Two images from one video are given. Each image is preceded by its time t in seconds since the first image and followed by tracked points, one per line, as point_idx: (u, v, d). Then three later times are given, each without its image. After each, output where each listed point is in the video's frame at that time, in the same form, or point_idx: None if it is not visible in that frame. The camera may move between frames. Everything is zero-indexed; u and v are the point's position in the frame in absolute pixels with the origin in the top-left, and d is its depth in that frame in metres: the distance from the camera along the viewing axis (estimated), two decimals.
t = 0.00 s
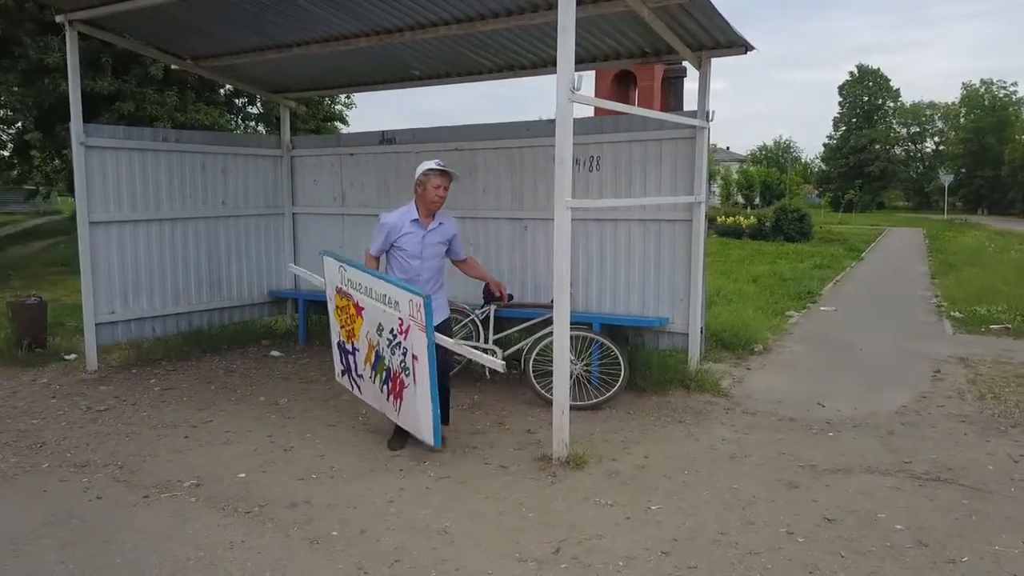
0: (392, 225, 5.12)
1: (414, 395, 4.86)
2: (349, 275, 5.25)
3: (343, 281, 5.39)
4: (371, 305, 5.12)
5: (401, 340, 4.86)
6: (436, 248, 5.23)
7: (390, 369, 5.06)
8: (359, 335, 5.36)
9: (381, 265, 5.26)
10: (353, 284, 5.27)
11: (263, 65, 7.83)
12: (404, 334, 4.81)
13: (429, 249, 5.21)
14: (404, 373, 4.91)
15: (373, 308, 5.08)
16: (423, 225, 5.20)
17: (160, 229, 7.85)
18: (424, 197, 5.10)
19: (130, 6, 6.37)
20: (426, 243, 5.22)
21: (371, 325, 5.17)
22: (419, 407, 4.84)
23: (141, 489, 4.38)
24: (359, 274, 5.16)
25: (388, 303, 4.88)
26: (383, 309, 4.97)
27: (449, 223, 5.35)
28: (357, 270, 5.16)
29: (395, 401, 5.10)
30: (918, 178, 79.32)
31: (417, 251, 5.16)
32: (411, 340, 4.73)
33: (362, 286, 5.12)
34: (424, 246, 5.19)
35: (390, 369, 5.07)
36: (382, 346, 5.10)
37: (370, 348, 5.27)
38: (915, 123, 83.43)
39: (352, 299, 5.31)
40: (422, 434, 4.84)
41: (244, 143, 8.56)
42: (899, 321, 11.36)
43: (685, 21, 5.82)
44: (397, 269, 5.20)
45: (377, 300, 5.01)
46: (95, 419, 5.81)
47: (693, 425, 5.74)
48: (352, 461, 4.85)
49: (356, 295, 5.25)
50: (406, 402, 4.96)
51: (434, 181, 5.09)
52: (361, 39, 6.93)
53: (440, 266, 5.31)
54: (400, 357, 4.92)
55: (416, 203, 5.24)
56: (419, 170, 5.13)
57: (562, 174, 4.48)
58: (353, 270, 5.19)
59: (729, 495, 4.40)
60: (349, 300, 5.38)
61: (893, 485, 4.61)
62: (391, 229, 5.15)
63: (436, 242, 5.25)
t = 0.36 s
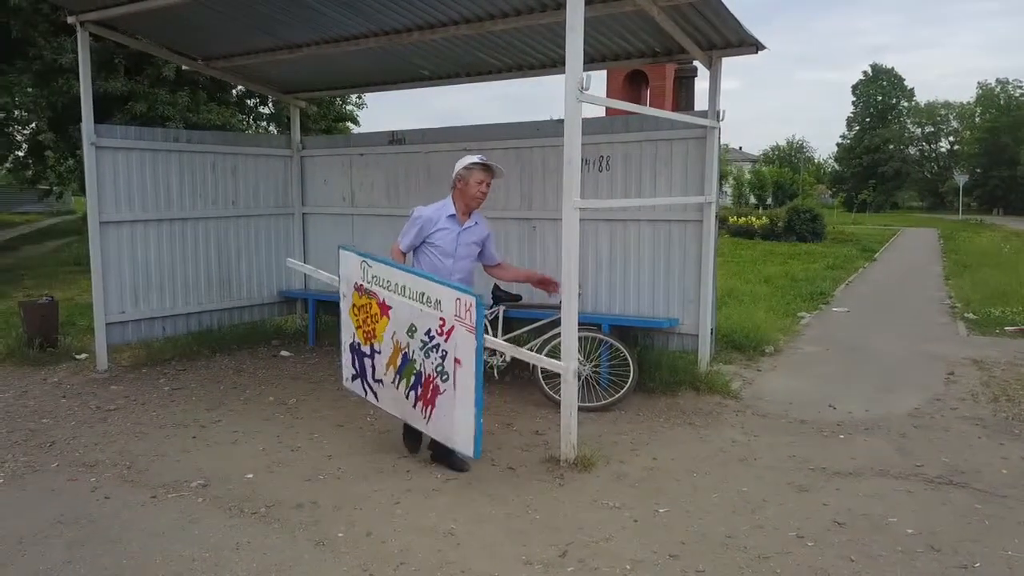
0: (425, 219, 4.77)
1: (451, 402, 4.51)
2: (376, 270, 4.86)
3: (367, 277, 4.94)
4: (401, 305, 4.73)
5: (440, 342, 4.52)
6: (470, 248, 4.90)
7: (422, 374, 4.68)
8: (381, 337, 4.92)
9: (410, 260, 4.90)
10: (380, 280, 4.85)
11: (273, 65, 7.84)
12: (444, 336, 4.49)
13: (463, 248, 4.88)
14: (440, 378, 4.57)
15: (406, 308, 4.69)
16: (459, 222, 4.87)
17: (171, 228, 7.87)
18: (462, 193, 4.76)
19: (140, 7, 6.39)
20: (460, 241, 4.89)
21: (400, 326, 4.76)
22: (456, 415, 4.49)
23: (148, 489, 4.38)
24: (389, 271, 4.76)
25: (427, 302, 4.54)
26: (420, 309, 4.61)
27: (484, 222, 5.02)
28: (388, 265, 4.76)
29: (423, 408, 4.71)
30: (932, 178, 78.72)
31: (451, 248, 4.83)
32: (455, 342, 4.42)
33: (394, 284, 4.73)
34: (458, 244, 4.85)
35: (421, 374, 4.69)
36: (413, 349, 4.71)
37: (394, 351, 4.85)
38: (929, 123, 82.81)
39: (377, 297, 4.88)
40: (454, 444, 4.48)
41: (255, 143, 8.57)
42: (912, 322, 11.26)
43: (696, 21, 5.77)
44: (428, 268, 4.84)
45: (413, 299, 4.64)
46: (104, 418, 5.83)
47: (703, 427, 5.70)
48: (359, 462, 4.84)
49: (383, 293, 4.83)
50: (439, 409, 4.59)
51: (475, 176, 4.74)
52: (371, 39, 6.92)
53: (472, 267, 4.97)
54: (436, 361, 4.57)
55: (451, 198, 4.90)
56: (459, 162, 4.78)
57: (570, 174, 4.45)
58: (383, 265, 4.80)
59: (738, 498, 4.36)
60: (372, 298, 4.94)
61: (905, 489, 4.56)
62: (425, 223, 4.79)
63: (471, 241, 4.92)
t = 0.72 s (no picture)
0: (448, 227, 4.17)
1: (500, 427, 4.10)
2: (403, 283, 4.33)
3: (391, 288, 4.39)
4: (435, 320, 4.24)
5: (486, 361, 4.13)
6: (497, 251, 4.40)
7: (460, 396, 4.22)
8: (407, 355, 4.39)
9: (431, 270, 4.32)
10: (408, 293, 4.32)
11: (277, 65, 7.84)
12: (492, 354, 4.10)
13: (490, 252, 4.37)
14: (484, 399, 4.15)
15: (442, 323, 4.21)
16: (482, 225, 4.32)
17: (174, 229, 7.88)
18: (486, 193, 4.20)
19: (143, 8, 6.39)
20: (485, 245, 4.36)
21: (433, 343, 4.27)
22: (505, 440, 4.09)
23: (148, 489, 4.38)
24: (422, 283, 4.25)
25: (471, 317, 4.11)
26: (461, 324, 4.16)
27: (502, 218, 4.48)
28: (419, 277, 4.25)
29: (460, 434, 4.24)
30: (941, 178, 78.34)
31: (479, 256, 4.31)
32: (508, 361, 4.05)
33: (427, 297, 4.23)
34: (485, 249, 4.34)
35: (459, 395, 4.22)
36: (449, 369, 4.23)
37: (424, 371, 4.33)
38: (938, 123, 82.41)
39: (404, 311, 4.35)
40: (500, 471, 4.09)
41: (259, 144, 8.57)
42: (919, 323, 11.20)
43: (700, 20, 5.73)
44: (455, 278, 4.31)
45: (453, 313, 4.17)
46: (107, 419, 5.83)
47: (705, 429, 5.67)
48: (359, 463, 4.83)
49: (412, 306, 4.31)
50: (484, 435, 4.15)
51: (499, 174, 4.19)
52: (374, 39, 6.90)
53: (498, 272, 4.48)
54: (480, 381, 4.15)
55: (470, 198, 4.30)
56: (479, 160, 4.17)
57: (571, 175, 4.42)
58: (412, 278, 4.28)
59: (740, 501, 4.33)
60: (397, 312, 4.40)
61: (909, 492, 4.52)
62: (449, 232, 4.19)
63: (495, 243, 4.39)
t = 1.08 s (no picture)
0: (491, 234, 3.97)
1: (571, 443, 3.87)
2: (446, 296, 3.96)
3: (431, 303, 4.00)
4: (488, 334, 3.90)
5: (555, 375, 3.83)
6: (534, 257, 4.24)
7: (520, 413, 3.93)
8: (452, 373, 4.02)
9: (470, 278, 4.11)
10: (454, 308, 3.95)
11: (278, 66, 7.84)
12: (563, 367, 3.81)
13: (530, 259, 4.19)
14: (551, 415, 3.88)
15: (500, 337, 3.88)
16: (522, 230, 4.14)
17: (175, 229, 7.89)
18: (527, 197, 4.03)
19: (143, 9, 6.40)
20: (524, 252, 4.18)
21: (487, 359, 3.93)
22: (578, 456, 3.86)
23: (143, 490, 4.39)
24: (473, 295, 3.90)
25: (537, 330, 3.81)
26: (525, 337, 3.84)
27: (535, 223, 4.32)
28: (469, 290, 3.91)
29: (521, 454, 3.96)
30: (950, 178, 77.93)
31: (521, 262, 4.12)
32: (581, 374, 3.79)
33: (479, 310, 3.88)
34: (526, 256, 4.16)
35: (519, 412, 3.93)
36: (507, 385, 3.92)
37: (475, 389, 3.98)
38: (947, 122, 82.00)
39: (448, 326, 3.98)
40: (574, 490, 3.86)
41: (261, 144, 8.58)
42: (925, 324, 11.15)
43: (699, 19, 5.70)
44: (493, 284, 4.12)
45: (513, 325, 3.85)
46: (105, 419, 5.85)
47: (705, 431, 5.64)
48: (355, 464, 4.82)
49: (458, 321, 3.95)
50: (552, 453, 3.90)
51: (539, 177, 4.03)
52: (374, 39, 6.90)
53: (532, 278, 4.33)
54: (546, 396, 3.87)
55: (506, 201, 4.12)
56: (519, 162, 3.98)
57: (567, 174, 4.41)
58: (460, 291, 3.92)
59: (737, 503, 4.29)
60: (438, 327, 4.01)
61: (908, 495, 4.48)
62: (494, 238, 3.99)
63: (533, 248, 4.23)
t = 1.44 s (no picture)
0: (551, 228, 3.75)
1: (636, 442, 3.84)
2: (517, 290, 3.72)
3: (498, 297, 3.74)
4: (560, 331, 3.75)
5: (630, 372, 3.78)
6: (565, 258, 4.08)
7: (587, 412, 3.83)
8: (513, 373, 3.80)
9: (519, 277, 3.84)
10: (524, 303, 3.74)
11: (275, 66, 7.84)
12: (640, 364, 3.77)
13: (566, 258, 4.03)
14: (620, 413, 3.83)
15: (575, 334, 3.75)
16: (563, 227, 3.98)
17: (173, 229, 7.89)
18: (570, 191, 3.90)
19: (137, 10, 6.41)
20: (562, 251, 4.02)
21: (557, 356, 3.77)
22: (646, 454, 3.85)
23: (131, 490, 4.39)
24: (547, 289, 3.72)
25: (614, 326, 3.74)
26: (601, 333, 3.75)
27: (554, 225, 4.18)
28: (544, 284, 3.72)
29: (583, 455, 3.85)
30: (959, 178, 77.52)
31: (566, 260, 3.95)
32: (655, 370, 3.77)
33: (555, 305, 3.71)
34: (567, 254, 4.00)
35: (584, 411, 3.83)
36: (575, 384, 3.79)
37: (538, 388, 3.80)
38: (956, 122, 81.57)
39: (515, 322, 3.75)
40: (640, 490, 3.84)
41: (259, 144, 8.58)
42: (927, 325, 11.08)
43: (693, 19, 5.67)
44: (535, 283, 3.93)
45: (590, 321, 3.74)
46: (98, 419, 5.86)
47: (697, 432, 5.61)
48: (343, 464, 4.81)
49: (528, 316, 3.74)
50: (616, 452, 3.86)
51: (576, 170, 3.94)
52: (369, 39, 6.89)
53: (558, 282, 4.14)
54: (618, 394, 3.80)
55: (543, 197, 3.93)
56: (559, 157, 3.85)
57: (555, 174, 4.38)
58: (534, 284, 3.71)
59: (725, 505, 4.27)
60: (503, 324, 3.76)
61: (899, 498, 4.44)
62: (556, 230, 3.78)
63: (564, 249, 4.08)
